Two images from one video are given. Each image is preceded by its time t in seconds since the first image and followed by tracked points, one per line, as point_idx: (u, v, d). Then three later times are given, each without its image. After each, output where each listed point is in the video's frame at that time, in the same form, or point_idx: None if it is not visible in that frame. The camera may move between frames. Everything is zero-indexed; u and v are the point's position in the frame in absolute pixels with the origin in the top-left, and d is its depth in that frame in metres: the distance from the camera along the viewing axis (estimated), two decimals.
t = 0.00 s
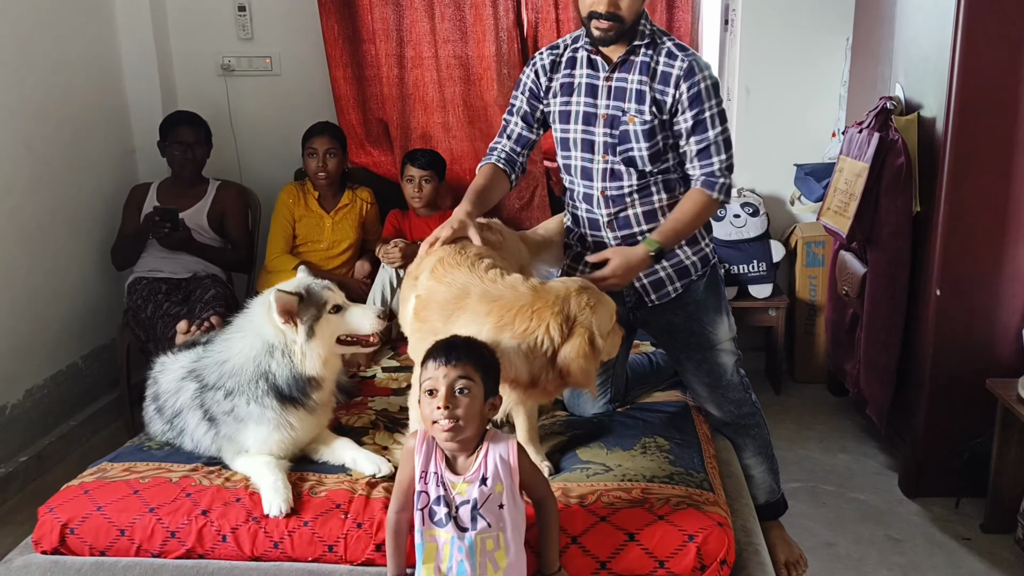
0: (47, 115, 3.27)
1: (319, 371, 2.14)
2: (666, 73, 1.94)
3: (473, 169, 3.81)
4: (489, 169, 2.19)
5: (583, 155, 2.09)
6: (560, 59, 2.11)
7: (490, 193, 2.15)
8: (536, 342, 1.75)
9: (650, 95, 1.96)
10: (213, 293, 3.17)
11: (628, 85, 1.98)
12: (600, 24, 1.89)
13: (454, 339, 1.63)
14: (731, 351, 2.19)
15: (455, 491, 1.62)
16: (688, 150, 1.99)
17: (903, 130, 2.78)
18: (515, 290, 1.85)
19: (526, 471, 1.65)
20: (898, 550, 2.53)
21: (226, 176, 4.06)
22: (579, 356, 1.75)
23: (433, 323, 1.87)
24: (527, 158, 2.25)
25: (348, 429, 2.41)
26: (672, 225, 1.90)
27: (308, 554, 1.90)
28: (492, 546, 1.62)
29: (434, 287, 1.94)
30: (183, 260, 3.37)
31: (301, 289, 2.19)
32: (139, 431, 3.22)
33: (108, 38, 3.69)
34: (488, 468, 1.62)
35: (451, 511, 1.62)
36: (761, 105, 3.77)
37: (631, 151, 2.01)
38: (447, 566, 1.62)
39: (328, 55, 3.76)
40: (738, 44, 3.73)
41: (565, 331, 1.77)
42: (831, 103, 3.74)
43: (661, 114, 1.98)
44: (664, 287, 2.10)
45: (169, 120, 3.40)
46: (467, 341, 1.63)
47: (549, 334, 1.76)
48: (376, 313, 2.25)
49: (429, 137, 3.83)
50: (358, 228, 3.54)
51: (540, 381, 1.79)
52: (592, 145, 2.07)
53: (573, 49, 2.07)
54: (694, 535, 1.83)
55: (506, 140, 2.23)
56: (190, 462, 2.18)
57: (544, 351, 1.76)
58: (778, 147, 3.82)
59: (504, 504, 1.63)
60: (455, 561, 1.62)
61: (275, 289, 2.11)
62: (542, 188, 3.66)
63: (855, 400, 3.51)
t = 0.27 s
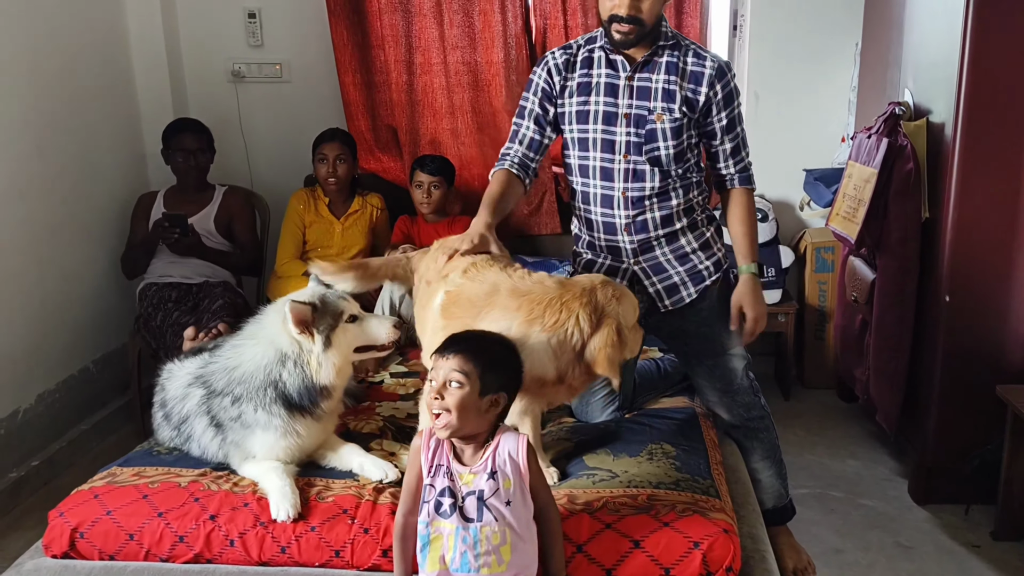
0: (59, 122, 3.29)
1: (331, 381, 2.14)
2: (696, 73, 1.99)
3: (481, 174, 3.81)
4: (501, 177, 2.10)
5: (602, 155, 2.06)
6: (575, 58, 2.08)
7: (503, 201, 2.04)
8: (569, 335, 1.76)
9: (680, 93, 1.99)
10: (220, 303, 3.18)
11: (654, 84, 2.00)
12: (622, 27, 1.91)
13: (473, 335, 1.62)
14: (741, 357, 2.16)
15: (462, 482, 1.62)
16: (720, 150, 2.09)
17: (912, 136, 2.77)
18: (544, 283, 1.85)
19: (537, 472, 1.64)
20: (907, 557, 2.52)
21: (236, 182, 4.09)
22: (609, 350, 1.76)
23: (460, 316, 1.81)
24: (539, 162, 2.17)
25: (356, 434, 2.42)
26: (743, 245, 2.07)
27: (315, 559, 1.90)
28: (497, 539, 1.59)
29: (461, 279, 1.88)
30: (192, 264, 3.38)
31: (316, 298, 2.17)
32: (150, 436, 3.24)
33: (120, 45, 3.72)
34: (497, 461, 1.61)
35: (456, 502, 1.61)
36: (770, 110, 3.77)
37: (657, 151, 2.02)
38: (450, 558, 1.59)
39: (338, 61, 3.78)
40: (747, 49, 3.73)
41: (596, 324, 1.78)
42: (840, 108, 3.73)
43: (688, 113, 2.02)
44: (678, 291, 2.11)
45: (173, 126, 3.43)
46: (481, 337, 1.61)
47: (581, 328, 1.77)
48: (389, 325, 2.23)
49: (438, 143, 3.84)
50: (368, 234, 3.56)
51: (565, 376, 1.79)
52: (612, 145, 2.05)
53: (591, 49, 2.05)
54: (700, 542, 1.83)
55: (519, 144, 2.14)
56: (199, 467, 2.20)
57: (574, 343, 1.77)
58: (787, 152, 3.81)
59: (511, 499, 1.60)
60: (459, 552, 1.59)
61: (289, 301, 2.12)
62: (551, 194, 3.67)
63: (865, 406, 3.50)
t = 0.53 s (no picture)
0: (74, 129, 3.33)
1: (349, 389, 2.15)
2: (716, 80, 2.01)
3: (492, 179, 3.83)
4: (517, 178, 2.09)
5: (618, 158, 2.06)
6: (594, 62, 2.08)
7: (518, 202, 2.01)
8: (613, 335, 1.81)
9: (699, 100, 2.00)
10: (232, 309, 3.19)
11: (672, 90, 2.01)
12: (643, 33, 1.93)
13: (470, 328, 1.55)
14: (752, 358, 2.16)
15: (464, 491, 1.59)
16: (733, 158, 2.10)
17: (923, 140, 2.78)
18: (576, 287, 1.87)
19: (541, 482, 1.59)
20: (921, 561, 2.51)
21: (249, 188, 4.11)
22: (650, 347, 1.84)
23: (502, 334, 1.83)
24: (555, 164, 2.16)
25: (369, 438, 2.43)
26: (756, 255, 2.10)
27: (329, 562, 1.91)
28: (501, 547, 1.57)
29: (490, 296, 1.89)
30: (207, 270, 3.41)
31: (334, 309, 2.21)
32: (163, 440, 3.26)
33: (134, 52, 3.75)
34: (498, 473, 1.57)
35: (459, 511, 1.59)
36: (780, 114, 3.77)
37: (673, 156, 2.03)
38: (457, 562, 1.59)
39: (349, 67, 3.80)
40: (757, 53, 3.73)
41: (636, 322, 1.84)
42: (851, 111, 3.73)
43: (705, 120, 2.03)
44: (689, 296, 2.11)
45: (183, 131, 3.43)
46: (473, 334, 1.53)
47: (622, 328, 1.82)
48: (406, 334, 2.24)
49: (449, 148, 3.85)
50: (380, 239, 3.58)
51: (610, 375, 1.86)
52: (628, 149, 2.05)
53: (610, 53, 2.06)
54: (713, 546, 1.83)
55: (535, 146, 2.13)
56: (214, 470, 2.22)
57: (619, 343, 1.83)
58: (799, 156, 3.81)
59: (513, 508, 1.57)
60: (464, 559, 1.58)
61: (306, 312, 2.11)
62: (561, 198, 3.68)
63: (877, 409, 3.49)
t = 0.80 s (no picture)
0: (81, 142, 3.34)
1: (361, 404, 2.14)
2: (720, 78, 2.00)
3: (498, 182, 3.83)
4: (526, 180, 2.10)
5: (623, 157, 2.07)
6: (598, 62, 2.09)
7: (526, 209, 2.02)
8: (645, 331, 1.78)
9: (703, 98, 2.00)
10: (242, 318, 3.20)
11: (676, 89, 2.01)
12: (649, 34, 1.93)
13: (468, 315, 1.44)
14: (763, 358, 2.13)
15: (467, 466, 1.50)
16: (737, 155, 2.08)
17: (931, 132, 2.76)
18: (602, 280, 1.82)
19: (541, 481, 1.43)
20: (938, 556, 2.49)
21: (256, 196, 4.12)
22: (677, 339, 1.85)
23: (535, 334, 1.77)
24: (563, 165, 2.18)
25: (380, 444, 2.43)
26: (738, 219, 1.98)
27: (344, 568, 1.91)
28: (497, 528, 1.48)
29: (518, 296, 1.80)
30: (216, 279, 3.42)
31: (348, 323, 2.18)
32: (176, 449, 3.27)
33: (139, 64, 3.77)
34: (496, 461, 1.45)
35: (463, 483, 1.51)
36: (786, 109, 3.76)
37: (677, 155, 2.03)
38: (460, 530, 1.54)
39: (354, 73, 3.80)
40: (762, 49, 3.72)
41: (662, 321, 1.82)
42: (858, 105, 3.71)
43: (709, 118, 2.02)
44: (696, 295, 2.09)
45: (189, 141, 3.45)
46: (469, 319, 1.43)
47: (652, 324, 1.80)
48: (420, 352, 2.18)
49: (455, 151, 3.85)
50: (387, 244, 3.58)
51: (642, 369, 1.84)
52: (632, 148, 2.06)
53: (614, 54, 2.07)
54: (729, 544, 1.82)
55: (543, 147, 2.15)
56: (227, 479, 2.22)
57: (649, 338, 1.81)
58: (806, 151, 3.80)
59: (510, 499, 1.45)
60: (466, 528, 1.53)
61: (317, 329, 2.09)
62: (568, 199, 3.68)
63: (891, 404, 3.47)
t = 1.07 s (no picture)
0: (89, 148, 3.35)
1: (362, 404, 2.12)
2: (714, 71, 1.97)
3: (505, 180, 3.82)
4: (542, 177, 2.11)
5: (624, 154, 2.09)
6: (601, 60, 2.12)
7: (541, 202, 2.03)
8: (650, 328, 1.73)
9: (696, 92, 1.98)
10: (251, 322, 3.21)
11: (673, 84, 2.01)
12: (652, 29, 1.93)
13: (488, 303, 1.44)
14: (771, 358, 2.13)
15: (488, 459, 1.51)
16: (715, 142, 1.96)
17: (939, 123, 2.75)
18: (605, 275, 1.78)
19: (563, 476, 1.43)
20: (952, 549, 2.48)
21: (263, 199, 4.14)
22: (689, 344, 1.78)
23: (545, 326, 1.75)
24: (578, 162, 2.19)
25: (391, 444, 2.44)
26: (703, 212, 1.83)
27: (357, 568, 1.91)
28: (517, 522, 1.49)
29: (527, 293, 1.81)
30: (225, 282, 3.44)
31: (349, 323, 2.16)
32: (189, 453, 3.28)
33: (145, 69, 3.78)
34: (518, 454, 1.45)
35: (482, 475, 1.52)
36: (792, 103, 3.75)
37: (676, 150, 2.03)
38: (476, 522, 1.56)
39: (359, 75, 3.82)
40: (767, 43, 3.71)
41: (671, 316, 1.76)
42: (864, 98, 3.70)
43: (706, 111, 2.00)
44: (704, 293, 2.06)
45: (196, 146, 3.46)
46: (488, 306, 1.44)
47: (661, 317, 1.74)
48: (421, 360, 2.14)
49: (461, 151, 3.86)
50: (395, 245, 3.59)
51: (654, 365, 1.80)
52: (633, 145, 2.07)
53: (617, 50, 2.09)
54: (742, 540, 1.82)
55: (556, 145, 2.16)
56: (240, 481, 2.23)
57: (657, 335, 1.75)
58: (813, 145, 3.79)
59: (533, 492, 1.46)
60: (483, 520, 1.54)
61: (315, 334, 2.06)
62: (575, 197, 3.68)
63: (902, 397, 3.46)
